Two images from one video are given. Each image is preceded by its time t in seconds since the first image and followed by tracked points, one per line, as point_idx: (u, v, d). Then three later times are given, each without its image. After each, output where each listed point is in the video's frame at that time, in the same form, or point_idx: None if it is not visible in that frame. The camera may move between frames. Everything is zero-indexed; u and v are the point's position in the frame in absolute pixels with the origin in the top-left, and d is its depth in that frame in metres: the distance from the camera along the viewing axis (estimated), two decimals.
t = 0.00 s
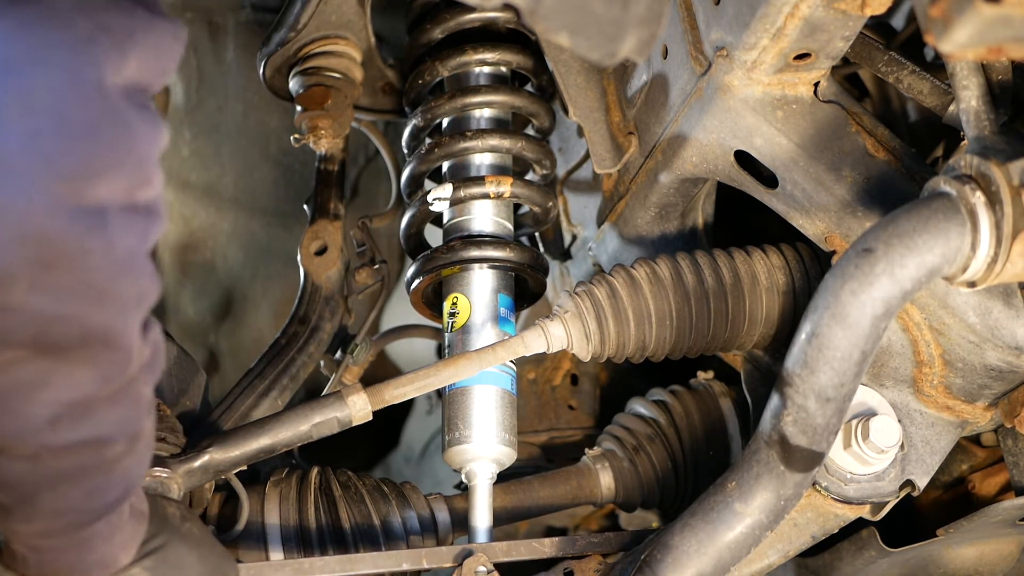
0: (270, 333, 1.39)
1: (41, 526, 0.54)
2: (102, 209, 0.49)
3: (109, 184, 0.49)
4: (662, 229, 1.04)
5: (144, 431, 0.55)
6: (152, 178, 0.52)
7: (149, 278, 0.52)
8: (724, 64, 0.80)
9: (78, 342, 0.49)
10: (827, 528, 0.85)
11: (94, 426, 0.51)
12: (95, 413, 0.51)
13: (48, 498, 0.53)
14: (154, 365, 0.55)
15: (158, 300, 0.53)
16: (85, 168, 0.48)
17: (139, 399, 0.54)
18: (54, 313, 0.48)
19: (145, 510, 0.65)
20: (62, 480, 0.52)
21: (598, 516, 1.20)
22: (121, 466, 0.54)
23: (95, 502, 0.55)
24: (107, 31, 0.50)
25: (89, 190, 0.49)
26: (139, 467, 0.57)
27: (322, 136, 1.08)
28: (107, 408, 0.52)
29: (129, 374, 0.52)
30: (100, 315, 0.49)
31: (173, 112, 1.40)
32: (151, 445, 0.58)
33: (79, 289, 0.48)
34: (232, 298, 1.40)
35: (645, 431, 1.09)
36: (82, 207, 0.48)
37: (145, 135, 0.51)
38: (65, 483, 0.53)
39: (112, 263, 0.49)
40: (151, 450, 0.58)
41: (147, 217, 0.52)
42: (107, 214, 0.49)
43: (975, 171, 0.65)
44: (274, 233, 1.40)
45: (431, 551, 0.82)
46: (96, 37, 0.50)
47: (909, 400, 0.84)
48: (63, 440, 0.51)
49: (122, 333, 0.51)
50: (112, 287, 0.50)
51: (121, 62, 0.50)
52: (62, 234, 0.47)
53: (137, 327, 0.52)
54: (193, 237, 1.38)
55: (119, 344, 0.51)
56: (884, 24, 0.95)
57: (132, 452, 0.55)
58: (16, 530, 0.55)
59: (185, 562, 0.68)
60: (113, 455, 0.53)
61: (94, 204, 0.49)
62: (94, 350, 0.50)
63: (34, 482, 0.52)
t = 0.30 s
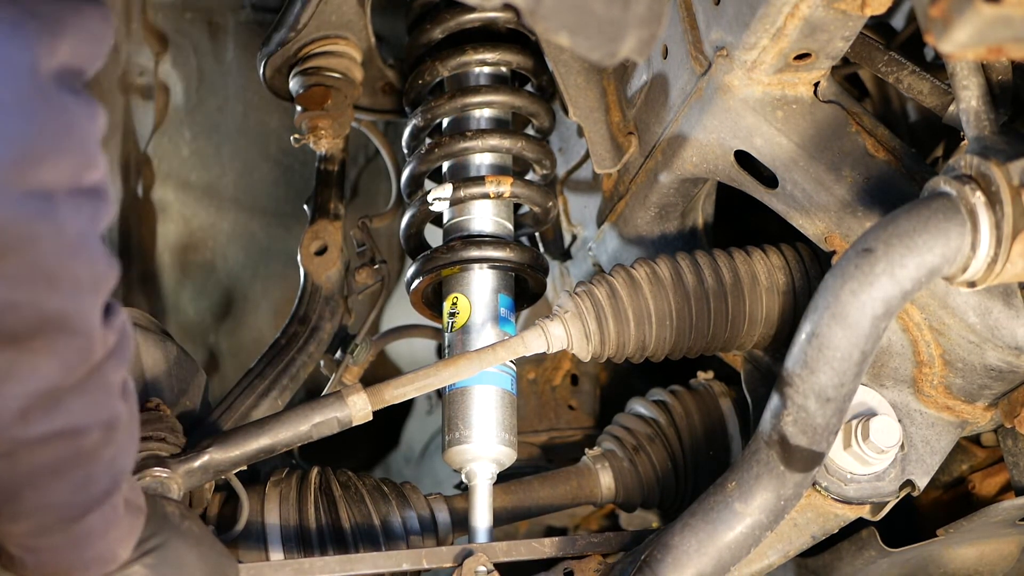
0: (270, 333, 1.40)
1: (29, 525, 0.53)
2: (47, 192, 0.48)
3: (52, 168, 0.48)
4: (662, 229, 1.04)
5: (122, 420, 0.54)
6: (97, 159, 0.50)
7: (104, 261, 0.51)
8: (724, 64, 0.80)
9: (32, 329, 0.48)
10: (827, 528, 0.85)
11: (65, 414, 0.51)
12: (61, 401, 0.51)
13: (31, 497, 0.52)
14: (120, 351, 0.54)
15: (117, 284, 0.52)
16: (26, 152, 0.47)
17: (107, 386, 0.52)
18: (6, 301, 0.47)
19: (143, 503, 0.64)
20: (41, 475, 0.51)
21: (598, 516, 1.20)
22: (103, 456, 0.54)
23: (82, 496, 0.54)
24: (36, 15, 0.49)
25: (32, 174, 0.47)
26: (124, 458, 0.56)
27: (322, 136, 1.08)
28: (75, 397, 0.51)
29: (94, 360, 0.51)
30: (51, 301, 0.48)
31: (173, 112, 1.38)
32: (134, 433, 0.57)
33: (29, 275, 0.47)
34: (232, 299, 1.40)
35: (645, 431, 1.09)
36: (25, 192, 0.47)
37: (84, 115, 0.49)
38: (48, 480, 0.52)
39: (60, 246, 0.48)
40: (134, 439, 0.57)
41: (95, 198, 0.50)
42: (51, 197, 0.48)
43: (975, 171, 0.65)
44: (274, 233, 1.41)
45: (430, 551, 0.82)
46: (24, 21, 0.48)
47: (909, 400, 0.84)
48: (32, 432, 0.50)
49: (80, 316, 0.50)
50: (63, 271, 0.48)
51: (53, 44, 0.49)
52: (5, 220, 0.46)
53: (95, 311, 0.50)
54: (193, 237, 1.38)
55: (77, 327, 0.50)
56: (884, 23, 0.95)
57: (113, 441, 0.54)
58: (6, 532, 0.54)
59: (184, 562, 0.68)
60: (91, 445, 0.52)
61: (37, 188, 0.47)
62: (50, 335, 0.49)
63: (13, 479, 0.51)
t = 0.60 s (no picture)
0: (270, 333, 1.40)
1: (25, 515, 0.58)
2: (13, 170, 0.52)
3: (17, 145, 0.53)
4: (661, 229, 1.04)
5: (106, 400, 0.59)
6: (53, 135, 0.55)
7: (72, 235, 0.55)
8: (724, 64, 0.80)
9: (13, 305, 0.52)
10: (827, 528, 0.85)
11: (51, 393, 0.55)
12: (47, 380, 0.55)
13: (26, 485, 0.57)
14: (98, 332, 0.59)
15: (86, 258, 0.56)
16: None
17: (89, 364, 0.58)
18: None
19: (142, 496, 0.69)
20: (34, 459, 0.56)
21: (597, 516, 1.20)
22: (91, 436, 0.58)
23: (76, 480, 0.59)
24: None
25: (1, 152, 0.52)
26: (110, 440, 0.60)
27: (322, 136, 1.08)
28: (59, 376, 0.56)
29: (71, 336, 0.56)
30: (27, 276, 0.52)
31: (173, 112, 1.37)
32: (120, 417, 0.62)
33: (6, 252, 0.51)
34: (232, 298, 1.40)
35: (645, 431, 1.09)
36: None
37: (33, 90, 0.54)
38: (43, 464, 0.57)
39: (33, 221, 0.52)
40: (121, 422, 0.62)
41: (56, 173, 0.55)
42: (18, 172, 0.53)
43: (975, 171, 0.65)
44: (274, 234, 1.42)
45: (430, 551, 0.82)
46: None
47: (909, 400, 0.84)
48: (23, 414, 0.54)
49: (54, 290, 0.54)
50: (35, 247, 0.53)
51: None
52: None
53: (68, 285, 0.55)
54: (193, 237, 1.38)
55: (53, 301, 0.54)
56: (883, 23, 0.95)
57: (99, 422, 0.59)
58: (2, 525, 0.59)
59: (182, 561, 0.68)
60: (79, 424, 0.57)
61: (6, 166, 0.52)
62: (29, 311, 0.53)
63: (8, 468, 0.56)
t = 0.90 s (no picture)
0: (270, 332, 1.41)
1: (23, 498, 0.61)
2: None
3: None
4: (661, 229, 1.04)
5: (99, 376, 0.62)
6: (32, 106, 0.57)
7: (58, 205, 0.57)
8: (724, 64, 0.80)
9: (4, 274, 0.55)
10: (827, 528, 0.85)
11: (44, 367, 0.58)
12: (40, 354, 0.58)
13: (23, 466, 0.60)
14: (88, 309, 0.62)
15: (73, 229, 0.59)
16: None
17: (80, 339, 0.60)
18: None
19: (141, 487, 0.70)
20: (32, 437, 0.59)
21: (598, 516, 1.20)
22: (85, 413, 0.61)
23: (74, 461, 0.62)
24: None
25: None
26: (105, 421, 0.63)
27: (322, 136, 1.08)
28: (51, 351, 0.58)
29: (60, 307, 0.58)
30: (16, 245, 0.55)
31: (173, 111, 1.37)
32: (115, 398, 0.64)
33: None
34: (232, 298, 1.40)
35: (645, 431, 1.09)
36: None
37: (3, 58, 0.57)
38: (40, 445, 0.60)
39: (19, 188, 0.55)
40: (116, 405, 0.64)
41: (37, 142, 0.58)
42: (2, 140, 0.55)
43: (975, 171, 0.65)
44: (274, 234, 1.42)
45: (430, 550, 0.82)
46: None
47: (909, 400, 0.84)
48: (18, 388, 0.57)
49: (44, 258, 0.57)
50: (22, 215, 0.55)
51: None
52: None
53: (57, 252, 0.58)
54: (193, 237, 1.38)
55: (42, 270, 0.57)
56: (883, 23, 0.95)
57: (93, 399, 0.62)
58: (5, 513, 0.61)
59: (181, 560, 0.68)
60: (73, 399, 0.60)
61: None
62: (19, 279, 0.56)
63: (7, 448, 0.59)
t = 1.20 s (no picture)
0: (270, 332, 1.41)
1: (21, 485, 0.61)
2: None
3: None
4: (662, 229, 1.04)
5: (91, 357, 0.63)
6: None
7: (33, 184, 0.59)
8: (724, 64, 0.80)
9: None
10: (827, 528, 0.85)
11: (34, 349, 0.59)
12: (30, 336, 0.59)
13: (20, 452, 0.61)
14: (75, 293, 0.63)
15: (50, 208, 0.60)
16: None
17: (69, 322, 0.61)
18: None
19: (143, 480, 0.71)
20: (27, 421, 0.60)
21: (597, 516, 1.20)
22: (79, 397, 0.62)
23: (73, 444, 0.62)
24: None
25: None
26: (104, 407, 0.64)
27: (322, 136, 1.08)
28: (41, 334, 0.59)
29: (46, 287, 0.59)
30: None
31: (173, 111, 1.37)
32: (109, 381, 0.65)
33: None
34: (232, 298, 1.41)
35: (645, 431, 1.09)
36: None
37: None
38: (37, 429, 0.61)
39: None
40: (110, 387, 0.65)
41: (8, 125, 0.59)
42: None
43: (975, 171, 0.65)
44: (274, 234, 1.42)
45: (430, 550, 0.82)
46: None
47: (909, 400, 0.84)
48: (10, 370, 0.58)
49: (27, 239, 0.58)
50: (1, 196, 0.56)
51: None
52: None
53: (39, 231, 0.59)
54: (193, 237, 1.38)
55: (25, 250, 0.58)
56: (883, 23, 0.95)
57: (86, 380, 0.62)
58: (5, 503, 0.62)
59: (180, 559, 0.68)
60: (65, 380, 0.61)
61: None
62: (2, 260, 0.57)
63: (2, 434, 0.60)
